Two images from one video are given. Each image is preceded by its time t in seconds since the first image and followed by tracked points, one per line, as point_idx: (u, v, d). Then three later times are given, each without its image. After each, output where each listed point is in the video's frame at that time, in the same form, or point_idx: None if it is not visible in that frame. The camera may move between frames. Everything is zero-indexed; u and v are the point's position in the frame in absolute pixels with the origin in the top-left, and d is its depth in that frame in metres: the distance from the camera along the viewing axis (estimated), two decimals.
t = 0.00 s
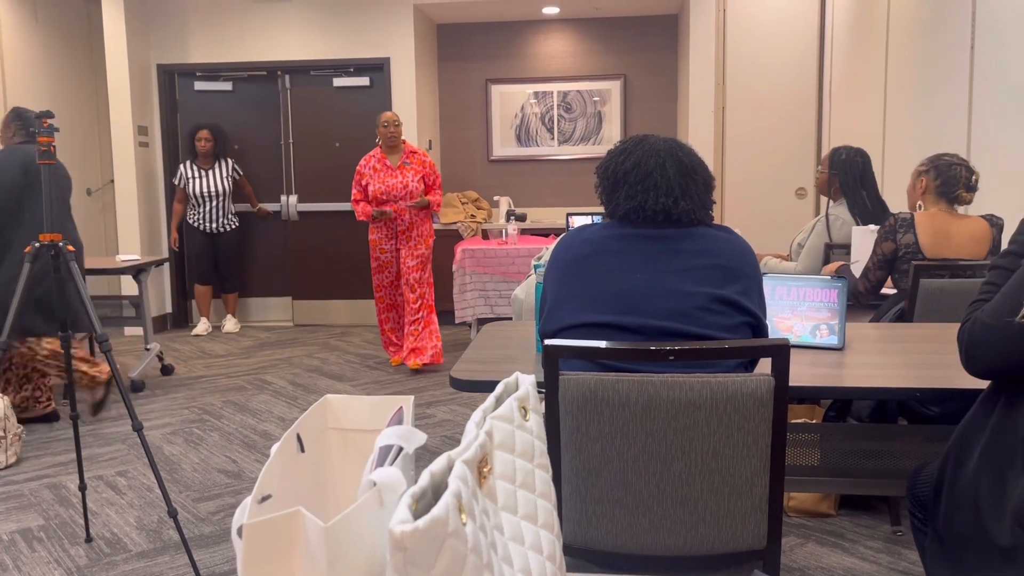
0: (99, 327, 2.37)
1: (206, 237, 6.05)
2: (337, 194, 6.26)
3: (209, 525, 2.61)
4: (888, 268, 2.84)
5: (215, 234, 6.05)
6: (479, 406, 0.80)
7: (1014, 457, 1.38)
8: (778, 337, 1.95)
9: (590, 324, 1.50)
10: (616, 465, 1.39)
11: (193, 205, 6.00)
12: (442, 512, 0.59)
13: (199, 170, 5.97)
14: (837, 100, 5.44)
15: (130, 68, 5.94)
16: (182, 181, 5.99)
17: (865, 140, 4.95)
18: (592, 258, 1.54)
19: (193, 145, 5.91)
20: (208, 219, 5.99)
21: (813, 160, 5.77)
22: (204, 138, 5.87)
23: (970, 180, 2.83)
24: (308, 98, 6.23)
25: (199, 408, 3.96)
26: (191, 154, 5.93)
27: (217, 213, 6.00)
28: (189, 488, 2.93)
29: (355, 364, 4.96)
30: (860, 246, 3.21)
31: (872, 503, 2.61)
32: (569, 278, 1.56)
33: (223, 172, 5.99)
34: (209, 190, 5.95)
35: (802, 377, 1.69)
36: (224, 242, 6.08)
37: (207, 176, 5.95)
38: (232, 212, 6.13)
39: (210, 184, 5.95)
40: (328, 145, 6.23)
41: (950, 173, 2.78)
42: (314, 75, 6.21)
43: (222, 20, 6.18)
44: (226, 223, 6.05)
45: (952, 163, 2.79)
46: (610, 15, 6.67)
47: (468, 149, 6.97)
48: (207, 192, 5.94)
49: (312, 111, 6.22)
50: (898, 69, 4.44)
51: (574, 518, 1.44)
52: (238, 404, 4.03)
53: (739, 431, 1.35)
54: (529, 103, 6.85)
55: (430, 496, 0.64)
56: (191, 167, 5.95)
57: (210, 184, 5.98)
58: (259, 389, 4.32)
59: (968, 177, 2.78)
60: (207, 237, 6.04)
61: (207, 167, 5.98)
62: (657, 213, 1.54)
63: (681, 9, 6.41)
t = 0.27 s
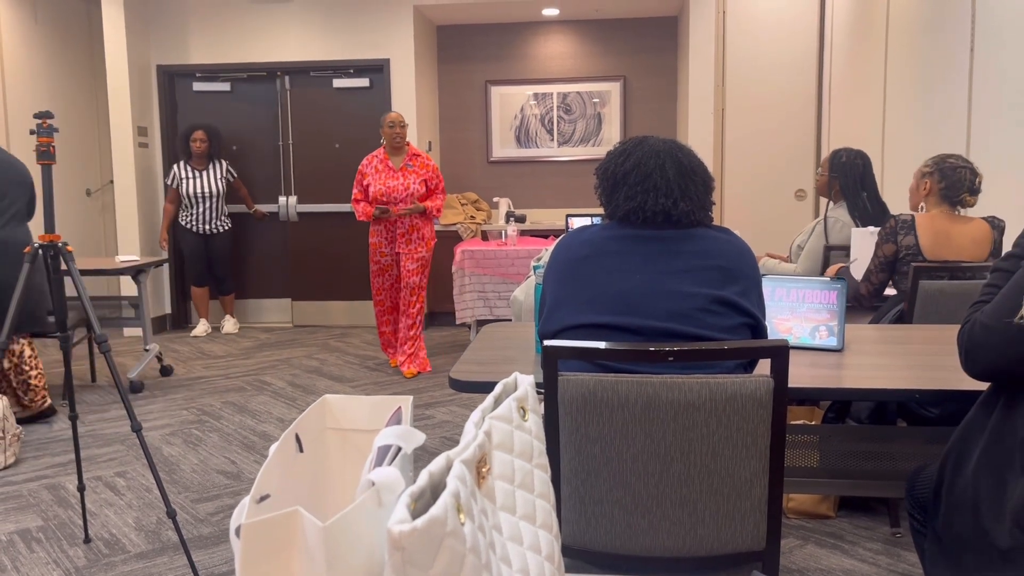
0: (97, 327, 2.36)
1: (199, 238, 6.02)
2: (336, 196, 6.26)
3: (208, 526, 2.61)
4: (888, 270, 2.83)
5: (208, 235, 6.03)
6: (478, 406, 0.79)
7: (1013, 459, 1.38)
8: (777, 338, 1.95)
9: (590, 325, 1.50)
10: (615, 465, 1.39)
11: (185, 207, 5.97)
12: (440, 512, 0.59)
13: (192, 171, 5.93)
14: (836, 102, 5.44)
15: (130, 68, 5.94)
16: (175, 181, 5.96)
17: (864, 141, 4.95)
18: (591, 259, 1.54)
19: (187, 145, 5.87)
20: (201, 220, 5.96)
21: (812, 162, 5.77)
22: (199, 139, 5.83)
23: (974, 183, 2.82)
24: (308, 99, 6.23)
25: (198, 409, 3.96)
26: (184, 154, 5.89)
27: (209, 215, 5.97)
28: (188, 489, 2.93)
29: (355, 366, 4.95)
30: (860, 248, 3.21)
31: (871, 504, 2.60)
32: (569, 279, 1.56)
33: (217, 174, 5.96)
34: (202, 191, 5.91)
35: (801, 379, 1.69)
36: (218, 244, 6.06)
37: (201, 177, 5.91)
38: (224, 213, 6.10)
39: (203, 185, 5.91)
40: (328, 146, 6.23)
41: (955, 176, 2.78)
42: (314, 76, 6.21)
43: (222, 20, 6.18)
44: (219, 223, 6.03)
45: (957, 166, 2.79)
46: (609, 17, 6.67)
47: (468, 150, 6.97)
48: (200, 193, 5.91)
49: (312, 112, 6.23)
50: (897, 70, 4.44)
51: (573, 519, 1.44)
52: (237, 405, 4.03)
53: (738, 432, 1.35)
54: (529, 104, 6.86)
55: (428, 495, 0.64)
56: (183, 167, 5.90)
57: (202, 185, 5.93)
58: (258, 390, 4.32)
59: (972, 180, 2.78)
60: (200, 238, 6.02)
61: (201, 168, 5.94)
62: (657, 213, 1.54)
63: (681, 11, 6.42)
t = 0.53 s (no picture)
0: (94, 328, 2.36)
1: (192, 241, 5.98)
2: (334, 197, 6.26)
3: (204, 528, 2.61)
4: (882, 269, 2.84)
5: (201, 237, 5.98)
6: (476, 407, 0.80)
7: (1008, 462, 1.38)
8: (773, 340, 1.95)
9: (587, 327, 1.50)
10: (612, 467, 1.39)
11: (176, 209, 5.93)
12: (439, 512, 0.59)
13: (186, 172, 5.89)
14: (833, 105, 5.45)
15: (127, 69, 5.94)
16: (167, 181, 5.93)
17: (861, 144, 4.97)
18: (588, 261, 1.54)
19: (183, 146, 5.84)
20: (193, 222, 5.91)
21: (809, 165, 5.79)
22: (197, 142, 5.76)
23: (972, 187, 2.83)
24: (305, 100, 6.23)
25: (194, 410, 3.96)
26: (179, 154, 5.85)
27: (201, 217, 5.92)
28: (184, 490, 2.92)
29: (351, 367, 4.95)
30: (856, 250, 3.22)
31: (867, 506, 2.61)
32: (566, 281, 1.56)
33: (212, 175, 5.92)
34: (194, 192, 5.88)
35: (798, 380, 1.69)
36: (210, 246, 6.01)
37: (195, 177, 5.88)
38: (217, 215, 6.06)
39: (197, 186, 5.88)
40: (325, 148, 6.23)
41: (954, 180, 2.79)
42: (311, 77, 6.21)
43: (219, 21, 6.17)
44: (211, 224, 5.98)
45: (957, 170, 2.80)
46: (607, 19, 6.68)
47: (465, 152, 6.97)
48: (193, 194, 5.87)
49: (309, 113, 6.23)
50: (894, 73, 4.46)
51: (569, 520, 1.44)
52: (234, 406, 4.02)
53: (735, 433, 1.35)
54: (526, 106, 6.86)
55: (426, 496, 0.64)
56: (176, 167, 5.86)
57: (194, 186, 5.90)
58: (255, 392, 4.32)
59: (970, 183, 2.79)
60: (193, 240, 5.97)
61: (195, 168, 5.90)
62: (654, 215, 1.54)
63: (678, 13, 6.43)
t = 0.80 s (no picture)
0: (84, 329, 2.34)
1: (185, 242, 5.95)
2: (327, 198, 6.25)
3: (196, 530, 2.60)
4: (874, 272, 2.86)
5: (193, 238, 5.95)
6: (468, 408, 0.80)
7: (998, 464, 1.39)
8: (765, 342, 1.95)
9: (579, 328, 1.51)
10: (604, 468, 1.39)
11: (169, 210, 5.90)
12: (430, 512, 0.59)
13: (179, 172, 5.87)
14: (825, 108, 5.47)
15: (119, 70, 5.92)
16: (160, 182, 5.88)
17: (853, 146, 4.99)
18: (581, 262, 1.54)
19: (178, 147, 5.80)
20: (186, 223, 5.89)
21: (801, 167, 5.81)
22: (190, 141, 5.77)
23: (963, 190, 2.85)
24: (297, 101, 6.22)
25: (186, 412, 3.94)
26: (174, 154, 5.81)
27: (195, 218, 5.90)
28: (175, 492, 2.91)
29: (344, 369, 4.94)
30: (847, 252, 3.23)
31: (859, 507, 2.62)
32: (559, 282, 1.56)
33: (206, 177, 5.91)
34: (188, 194, 5.85)
35: (790, 382, 1.69)
36: (204, 247, 5.98)
37: (189, 179, 5.86)
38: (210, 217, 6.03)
39: (193, 188, 5.87)
40: (318, 149, 6.22)
41: (946, 183, 2.80)
42: (304, 78, 6.20)
43: (211, 21, 6.15)
44: (204, 226, 5.94)
45: (949, 172, 2.81)
46: (600, 21, 6.69)
47: (458, 154, 6.97)
48: (188, 195, 5.85)
49: (302, 115, 6.22)
50: (886, 76, 4.48)
51: (562, 521, 1.44)
52: (226, 408, 4.01)
53: (727, 434, 1.35)
54: (519, 108, 6.87)
55: (418, 496, 0.64)
56: (170, 168, 5.83)
57: (189, 188, 5.88)
58: (246, 393, 4.30)
59: (961, 187, 2.80)
60: (186, 242, 5.94)
61: (189, 169, 5.89)
62: (646, 218, 1.54)
63: (671, 16, 6.45)
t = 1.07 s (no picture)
0: (69, 330, 2.32)
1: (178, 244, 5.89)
2: (314, 200, 6.23)
3: (181, 532, 2.58)
4: (856, 271, 2.88)
5: (186, 241, 5.90)
6: (456, 407, 0.80)
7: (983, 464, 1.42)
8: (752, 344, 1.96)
9: (567, 329, 1.51)
10: (591, 469, 1.40)
11: (161, 211, 5.84)
12: (417, 510, 0.59)
13: (173, 173, 5.82)
14: (811, 112, 5.51)
15: (105, 70, 5.89)
16: (154, 182, 5.84)
17: (839, 150, 5.02)
18: (569, 264, 1.55)
19: (174, 148, 5.74)
20: (181, 225, 5.84)
21: (788, 170, 5.84)
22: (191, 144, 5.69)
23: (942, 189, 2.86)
24: (285, 103, 6.20)
25: (171, 414, 3.92)
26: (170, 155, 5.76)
27: (189, 219, 5.86)
28: (161, 494, 2.89)
29: (331, 371, 4.93)
30: (832, 255, 3.25)
31: (844, 508, 2.63)
32: (546, 283, 1.56)
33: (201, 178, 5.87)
34: (182, 195, 5.81)
35: (776, 383, 1.70)
36: (198, 249, 5.91)
37: (183, 180, 5.82)
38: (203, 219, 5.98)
39: (186, 189, 5.82)
40: (306, 151, 6.20)
41: (922, 181, 2.83)
42: (292, 80, 6.18)
43: (198, 21, 6.13)
44: (198, 229, 5.91)
45: (924, 171, 2.84)
46: (588, 24, 6.71)
47: (446, 156, 6.97)
48: (181, 196, 5.80)
49: (289, 116, 6.20)
50: (871, 80, 4.52)
51: (549, 522, 1.45)
52: (212, 410, 3.99)
53: (713, 435, 1.36)
54: (507, 110, 6.88)
55: (405, 495, 0.64)
56: (164, 168, 5.79)
57: (182, 188, 5.84)
58: (233, 395, 4.28)
59: (940, 185, 2.82)
60: (179, 244, 5.88)
61: (184, 170, 5.85)
62: (634, 219, 1.55)
63: (659, 19, 6.47)
